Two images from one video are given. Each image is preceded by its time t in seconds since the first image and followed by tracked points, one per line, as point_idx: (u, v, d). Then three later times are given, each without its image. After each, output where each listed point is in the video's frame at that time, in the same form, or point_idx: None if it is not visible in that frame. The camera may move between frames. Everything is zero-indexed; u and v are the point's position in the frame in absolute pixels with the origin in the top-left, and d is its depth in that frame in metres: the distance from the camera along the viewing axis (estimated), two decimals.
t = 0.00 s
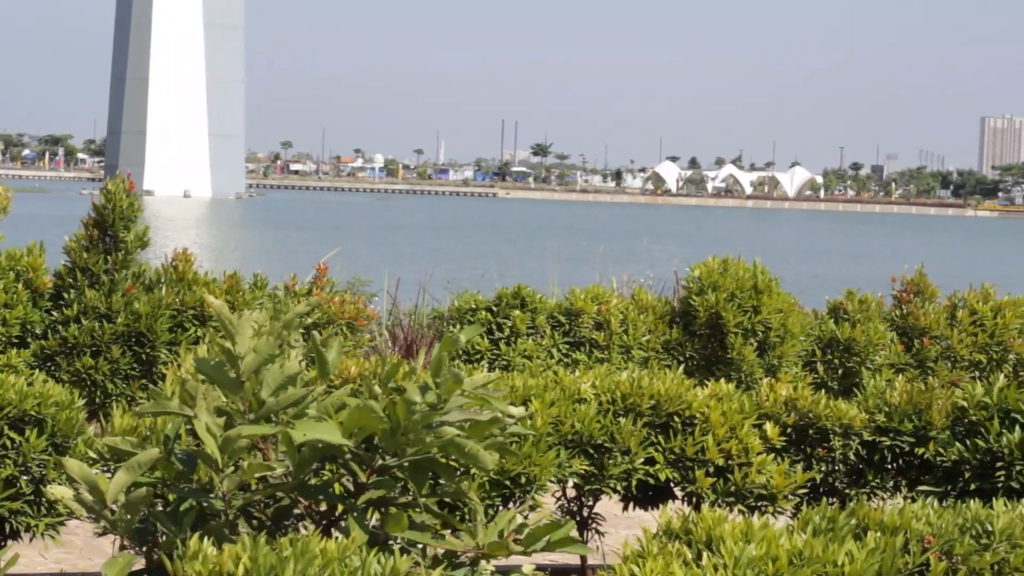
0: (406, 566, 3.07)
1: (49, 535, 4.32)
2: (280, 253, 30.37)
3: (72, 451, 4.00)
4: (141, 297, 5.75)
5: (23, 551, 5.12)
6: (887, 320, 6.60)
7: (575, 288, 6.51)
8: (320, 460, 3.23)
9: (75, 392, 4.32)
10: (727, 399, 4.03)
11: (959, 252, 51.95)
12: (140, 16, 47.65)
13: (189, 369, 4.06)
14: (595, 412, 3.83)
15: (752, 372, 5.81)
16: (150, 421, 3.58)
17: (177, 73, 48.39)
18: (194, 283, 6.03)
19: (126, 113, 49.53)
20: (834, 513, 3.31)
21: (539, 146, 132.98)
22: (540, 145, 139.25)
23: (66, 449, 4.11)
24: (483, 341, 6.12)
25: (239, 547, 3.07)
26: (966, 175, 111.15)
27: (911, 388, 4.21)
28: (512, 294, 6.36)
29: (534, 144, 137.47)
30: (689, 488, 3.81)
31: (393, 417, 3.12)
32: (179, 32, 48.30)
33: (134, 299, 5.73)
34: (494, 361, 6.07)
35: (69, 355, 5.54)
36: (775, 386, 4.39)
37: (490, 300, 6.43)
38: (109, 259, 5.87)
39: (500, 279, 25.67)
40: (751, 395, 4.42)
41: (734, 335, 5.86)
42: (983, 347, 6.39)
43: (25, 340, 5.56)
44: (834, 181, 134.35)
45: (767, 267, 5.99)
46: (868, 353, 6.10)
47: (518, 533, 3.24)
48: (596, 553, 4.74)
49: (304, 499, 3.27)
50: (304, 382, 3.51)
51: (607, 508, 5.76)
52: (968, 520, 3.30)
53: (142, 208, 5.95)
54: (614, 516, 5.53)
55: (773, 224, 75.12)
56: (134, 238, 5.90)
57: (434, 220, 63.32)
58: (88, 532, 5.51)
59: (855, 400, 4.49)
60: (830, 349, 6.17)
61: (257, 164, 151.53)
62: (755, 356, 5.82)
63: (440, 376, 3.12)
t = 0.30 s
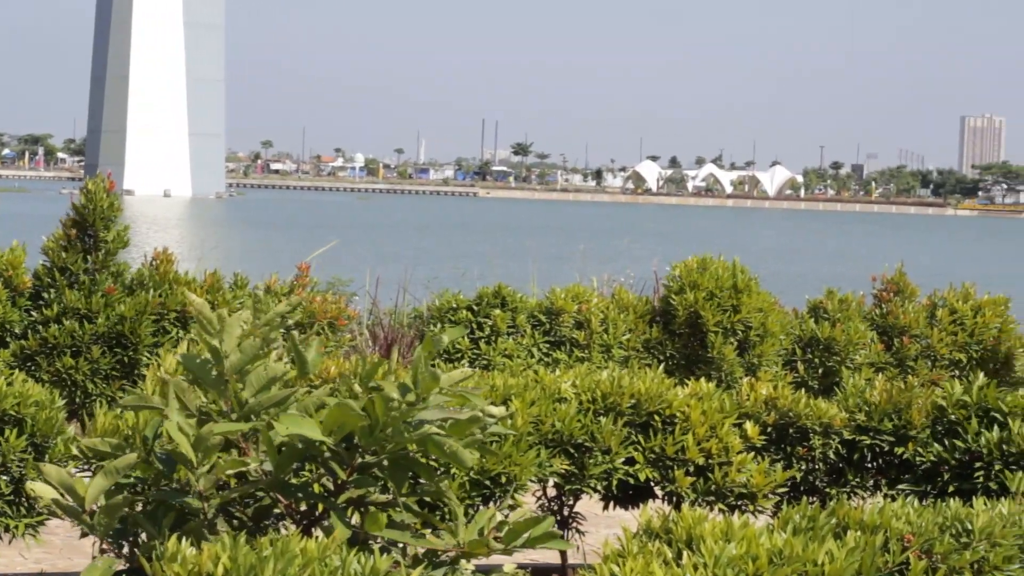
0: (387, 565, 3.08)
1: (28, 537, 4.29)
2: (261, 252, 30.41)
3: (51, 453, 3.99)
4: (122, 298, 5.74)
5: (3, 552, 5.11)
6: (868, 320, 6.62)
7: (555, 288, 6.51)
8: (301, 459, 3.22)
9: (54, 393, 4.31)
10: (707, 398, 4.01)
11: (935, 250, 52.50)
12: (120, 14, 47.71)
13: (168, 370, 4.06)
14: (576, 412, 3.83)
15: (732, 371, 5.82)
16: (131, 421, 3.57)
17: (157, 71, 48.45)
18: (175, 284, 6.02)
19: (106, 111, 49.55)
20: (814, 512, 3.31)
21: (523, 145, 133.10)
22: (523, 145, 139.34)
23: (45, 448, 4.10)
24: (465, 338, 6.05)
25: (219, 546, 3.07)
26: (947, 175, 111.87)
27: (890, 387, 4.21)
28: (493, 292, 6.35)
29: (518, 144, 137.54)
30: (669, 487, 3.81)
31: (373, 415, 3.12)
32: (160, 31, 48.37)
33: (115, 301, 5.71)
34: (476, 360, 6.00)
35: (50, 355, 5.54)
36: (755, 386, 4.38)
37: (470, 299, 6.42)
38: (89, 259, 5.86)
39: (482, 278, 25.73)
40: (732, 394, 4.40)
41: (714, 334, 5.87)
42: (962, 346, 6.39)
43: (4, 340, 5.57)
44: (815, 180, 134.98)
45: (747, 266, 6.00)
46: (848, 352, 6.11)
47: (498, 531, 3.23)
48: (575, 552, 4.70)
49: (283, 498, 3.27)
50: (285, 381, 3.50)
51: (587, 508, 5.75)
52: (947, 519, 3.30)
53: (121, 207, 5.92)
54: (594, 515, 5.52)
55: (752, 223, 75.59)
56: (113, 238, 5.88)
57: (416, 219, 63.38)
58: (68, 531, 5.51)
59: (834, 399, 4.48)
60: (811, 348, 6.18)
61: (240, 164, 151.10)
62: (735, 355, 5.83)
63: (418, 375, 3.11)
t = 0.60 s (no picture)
0: (376, 566, 3.08)
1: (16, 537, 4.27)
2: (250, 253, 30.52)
3: (39, 453, 3.98)
4: (109, 299, 5.74)
5: None
6: (854, 321, 6.63)
7: (542, 289, 6.52)
8: (288, 460, 3.22)
9: (41, 394, 4.31)
10: (695, 399, 4.01)
11: (918, 251, 52.97)
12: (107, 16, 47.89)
13: (157, 370, 4.06)
14: (564, 412, 3.82)
15: (720, 373, 5.82)
16: (118, 424, 3.56)
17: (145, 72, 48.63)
18: (163, 284, 6.01)
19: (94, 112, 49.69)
20: (802, 513, 3.31)
21: (513, 147, 133.34)
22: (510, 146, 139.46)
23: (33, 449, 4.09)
24: (450, 341, 6.05)
25: (207, 547, 3.07)
26: (934, 176, 112.58)
27: (878, 388, 4.21)
28: (480, 294, 6.33)
29: (505, 145, 137.61)
30: (657, 488, 3.81)
31: (360, 419, 3.13)
32: (146, 33, 48.64)
33: (103, 301, 5.71)
34: (462, 363, 6.01)
35: (37, 357, 5.53)
36: (743, 386, 4.37)
37: (458, 300, 6.43)
38: (76, 260, 5.86)
39: (469, 279, 25.86)
40: (720, 395, 4.40)
41: (702, 335, 5.87)
42: (950, 346, 6.36)
43: None
44: (803, 182, 135.74)
45: (736, 267, 6.00)
46: (835, 353, 6.12)
47: (486, 533, 3.24)
48: (564, 553, 4.71)
49: (270, 500, 3.27)
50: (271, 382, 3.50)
51: (575, 509, 5.74)
52: (935, 520, 3.30)
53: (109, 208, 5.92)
54: (583, 517, 5.50)
55: (736, 224, 76.04)
56: (101, 240, 5.88)
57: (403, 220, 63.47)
58: (55, 534, 5.50)
59: (823, 400, 4.48)
60: (798, 349, 6.18)
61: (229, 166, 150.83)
62: (723, 356, 5.84)
63: (405, 377, 3.12)
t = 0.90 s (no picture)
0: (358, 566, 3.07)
1: None
2: (234, 253, 30.57)
3: (21, 452, 3.95)
4: (91, 299, 5.73)
5: None
6: (837, 319, 6.61)
7: (526, 288, 6.52)
8: (270, 459, 3.21)
9: (24, 394, 4.30)
10: (678, 397, 4.01)
11: (896, 249, 53.50)
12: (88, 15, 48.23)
13: (141, 369, 4.04)
14: (546, 411, 3.82)
15: (702, 371, 5.85)
16: (101, 422, 3.56)
17: (126, 70, 48.97)
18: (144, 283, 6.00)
19: (76, 110, 49.99)
20: (785, 512, 3.31)
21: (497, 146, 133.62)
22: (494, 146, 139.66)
23: (12, 448, 4.05)
24: (434, 339, 6.07)
25: (189, 546, 3.06)
26: (916, 176, 113.35)
27: (860, 387, 4.20)
28: (462, 293, 6.36)
29: (489, 145, 137.73)
30: (640, 487, 3.81)
31: (342, 416, 3.12)
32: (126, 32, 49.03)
33: (84, 301, 5.71)
34: (444, 361, 6.05)
35: (19, 356, 5.55)
36: (726, 385, 4.38)
37: (441, 299, 6.41)
38: (59, 259, 5.84)
39: (452, 277, 25.98)
40: (702, 394, 4.41)
41: (684, 333, 5.91)
42: (932, 346, 6.47)
43: None
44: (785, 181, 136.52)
45: (718, 266, 6.07)
46: (818, 351, 6.14)
47: (468, 531, 3.23)
48: (547, 552, 4.68)
49: (253, 499, 3.27)
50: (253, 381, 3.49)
51: (557, 508, 5.73)
52: (917, 518, 3.29)
53: (91, 207, 5.89)
54: (565, 516, 5.48)
55: (716, 224, 76.49)
56: (82, 238, 5.85)
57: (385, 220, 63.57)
58: (37, 533, 5.50)
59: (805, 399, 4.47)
60: (780, 348, 6.19)
61: (212, 165, 150.58)
62: (705, 355, 5.86)
63: (388, 375, 3.12)
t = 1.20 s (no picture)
0: (342, 567, 3.06)
1: None
2: (219, 252, 30.58)
3: None
4: (75, 298, 5.73)
5: None
6: (821, 319, 6.61)
7: (509, 288, 6.51)
8: (255, 460, 3.22)
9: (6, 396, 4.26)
10: (662, 398, 4.02)
11: (876, 249, 53.91)
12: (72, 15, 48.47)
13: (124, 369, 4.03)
14: (530, 412, 3.83)
15: (686, 371, 5.88)
16: (83, 425, 3.57)
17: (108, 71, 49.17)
18: (127, 283, 6.00)
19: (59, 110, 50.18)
20: (768, 512, 3.31)
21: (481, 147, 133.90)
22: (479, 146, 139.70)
23: None
24: (417, 340, 6.06)
25: (172, 547, 3.07)
26: (901, 175, 113.94)
27: (843, 387, 4.20)
28: (446, 294, 6.34)
29: (474, 145, 137.69)
30: (623, 488, 3.81)
31: (326, 418, 3.12)
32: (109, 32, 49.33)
33: (68, 300, 5.70)
34: (428, 362, 6.02)
35: (3, 356, 5.54)
36: (709, 386, 4.39)
37: (424, 299, 6.41)
38: (42, 259, 5.90)
39: (437, 278, 26.09)
40: (686, 395, 4.42)
41: (669, 334, 5.95)
42: (915, 347, 6.51)
43: None
44: (770, 181, 137.10)
45: (702, 268, 6.11)
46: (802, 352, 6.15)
47: (453, 532, 3.23)
48: (530, 553, 4.65)
49: (235, 499, 3.27)
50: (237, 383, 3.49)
51: (542, 509, 5.70)
52: (901, 519, 3.29)
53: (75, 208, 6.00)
54: (549, 516, 5.46)
55: (698, 224, 76.81)
56: (66, 239, 5.95)
57: (369, 220, 63.59)
58: (19, 534, 5.47)
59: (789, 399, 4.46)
60: (764, 349, 6.20)
61: (197, 165, 150.22)
62: (689, 355, 5.90)
63: (372, 376, 3.12)
